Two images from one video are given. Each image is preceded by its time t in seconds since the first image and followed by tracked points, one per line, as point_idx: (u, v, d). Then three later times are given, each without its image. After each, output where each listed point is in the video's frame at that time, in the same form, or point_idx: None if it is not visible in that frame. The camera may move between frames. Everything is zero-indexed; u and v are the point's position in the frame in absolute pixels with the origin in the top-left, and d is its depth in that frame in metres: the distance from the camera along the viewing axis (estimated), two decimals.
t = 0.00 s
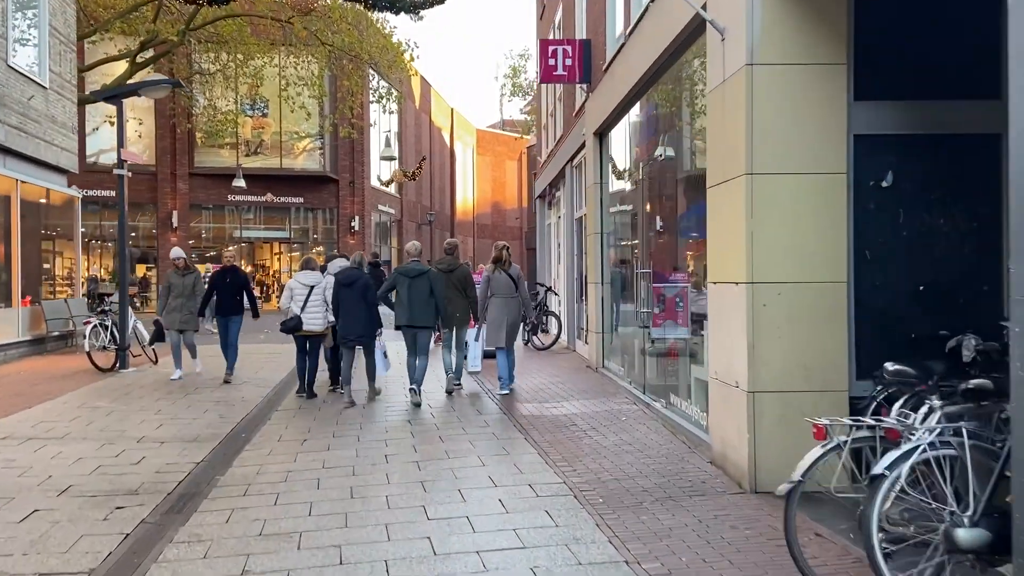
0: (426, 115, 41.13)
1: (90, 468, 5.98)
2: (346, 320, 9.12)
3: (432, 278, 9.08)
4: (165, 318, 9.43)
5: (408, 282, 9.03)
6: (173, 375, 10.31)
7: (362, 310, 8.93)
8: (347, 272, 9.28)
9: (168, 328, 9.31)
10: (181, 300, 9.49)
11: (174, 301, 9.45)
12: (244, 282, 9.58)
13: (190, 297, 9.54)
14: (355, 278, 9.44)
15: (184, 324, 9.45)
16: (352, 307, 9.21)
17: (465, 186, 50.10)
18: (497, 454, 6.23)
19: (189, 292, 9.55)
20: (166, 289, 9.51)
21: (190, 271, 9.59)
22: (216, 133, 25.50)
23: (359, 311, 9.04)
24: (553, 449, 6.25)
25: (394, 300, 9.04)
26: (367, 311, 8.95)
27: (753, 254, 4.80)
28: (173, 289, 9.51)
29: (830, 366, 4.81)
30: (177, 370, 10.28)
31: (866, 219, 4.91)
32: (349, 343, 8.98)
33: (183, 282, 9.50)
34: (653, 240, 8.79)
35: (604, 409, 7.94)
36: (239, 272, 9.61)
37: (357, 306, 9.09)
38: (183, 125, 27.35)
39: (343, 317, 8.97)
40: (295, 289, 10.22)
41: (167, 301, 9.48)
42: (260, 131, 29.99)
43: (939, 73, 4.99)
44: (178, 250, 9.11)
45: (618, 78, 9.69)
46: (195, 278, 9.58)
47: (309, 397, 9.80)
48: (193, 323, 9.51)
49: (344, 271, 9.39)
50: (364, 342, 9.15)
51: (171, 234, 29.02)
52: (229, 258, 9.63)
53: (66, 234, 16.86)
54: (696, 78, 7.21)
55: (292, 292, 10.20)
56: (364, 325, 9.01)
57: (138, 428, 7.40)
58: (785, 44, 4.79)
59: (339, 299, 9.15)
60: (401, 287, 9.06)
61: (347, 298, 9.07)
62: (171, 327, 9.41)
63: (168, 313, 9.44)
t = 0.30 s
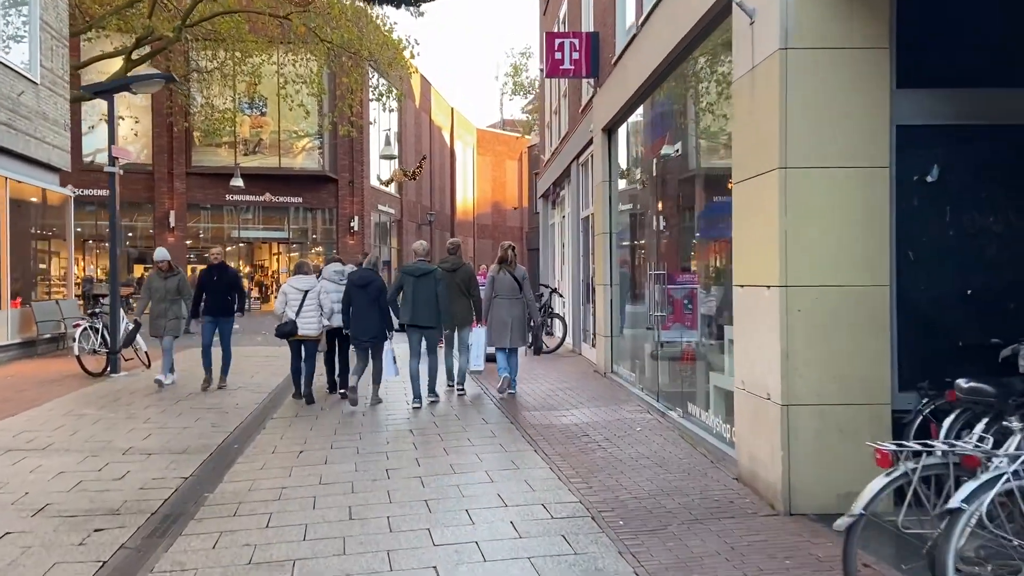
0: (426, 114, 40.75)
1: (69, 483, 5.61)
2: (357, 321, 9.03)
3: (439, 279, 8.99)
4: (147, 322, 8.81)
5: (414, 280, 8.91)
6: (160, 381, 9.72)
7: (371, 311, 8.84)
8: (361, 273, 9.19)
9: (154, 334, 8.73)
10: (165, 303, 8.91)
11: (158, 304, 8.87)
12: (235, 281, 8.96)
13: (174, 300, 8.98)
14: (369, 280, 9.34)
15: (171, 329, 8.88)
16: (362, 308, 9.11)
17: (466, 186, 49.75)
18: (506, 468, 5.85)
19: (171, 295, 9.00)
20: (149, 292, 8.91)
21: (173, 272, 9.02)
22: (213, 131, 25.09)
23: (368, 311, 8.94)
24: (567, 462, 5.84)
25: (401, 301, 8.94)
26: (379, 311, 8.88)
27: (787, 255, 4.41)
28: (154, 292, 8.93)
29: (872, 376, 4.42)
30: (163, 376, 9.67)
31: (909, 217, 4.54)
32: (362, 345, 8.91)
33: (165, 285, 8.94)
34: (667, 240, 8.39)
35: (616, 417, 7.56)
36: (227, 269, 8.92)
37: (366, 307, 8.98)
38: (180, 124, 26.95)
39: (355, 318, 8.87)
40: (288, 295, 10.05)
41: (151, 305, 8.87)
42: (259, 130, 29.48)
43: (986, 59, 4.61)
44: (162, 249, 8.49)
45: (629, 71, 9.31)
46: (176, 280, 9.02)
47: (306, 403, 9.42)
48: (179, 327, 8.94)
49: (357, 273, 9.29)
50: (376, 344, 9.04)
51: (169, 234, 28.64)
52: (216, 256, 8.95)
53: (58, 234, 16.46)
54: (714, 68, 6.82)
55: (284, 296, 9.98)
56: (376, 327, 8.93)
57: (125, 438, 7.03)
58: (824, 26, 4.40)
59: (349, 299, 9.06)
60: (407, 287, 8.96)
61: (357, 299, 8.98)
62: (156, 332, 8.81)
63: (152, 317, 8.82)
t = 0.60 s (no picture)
0: (427, 113, 40.34)
1: (45, 496, 5.20)
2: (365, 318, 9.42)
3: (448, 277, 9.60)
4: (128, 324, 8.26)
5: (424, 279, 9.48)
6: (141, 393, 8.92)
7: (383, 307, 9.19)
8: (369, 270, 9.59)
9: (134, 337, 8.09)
10: (146, 304, 8.25)
11: (139, 305, 8.22)
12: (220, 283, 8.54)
13: (157, 301, 8.30)
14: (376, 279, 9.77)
15: (153, 332, 8.22)
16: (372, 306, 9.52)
17: (467, 186, 49.35)
18: (517, 478, 5.42)
19: (154, 294, 8.28)
20: (130, 291, 8.25)
21: (157, 269, 8.37)
22: (212, 129, 24.69)
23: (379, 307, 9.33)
24: (581, 473, 5.43)
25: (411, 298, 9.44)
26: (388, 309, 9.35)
27: (828, 248, 4.01)
28: (136, 292, 8.24)
29: (920, 382, 4.02)
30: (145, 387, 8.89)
31: (962, 207, 4.14)
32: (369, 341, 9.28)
33: (147, 284, 8.24)
34: (682, 236, 7.98)
35: (630, 423, 7.14)
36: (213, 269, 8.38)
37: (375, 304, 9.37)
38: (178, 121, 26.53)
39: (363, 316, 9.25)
40: (283, 290, 10.05)
41: (132, 306, 8.26)
42: (258, 127, 29.01)
43: None
44: (144, 246, 8.02)
45: (640, 60, 8.89)
46: (159, 277, 8.31)
47: (304, 407, 9.01)
48: (161, 331, 8.29)
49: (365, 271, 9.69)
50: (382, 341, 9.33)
51: (167, 233, 28.25)
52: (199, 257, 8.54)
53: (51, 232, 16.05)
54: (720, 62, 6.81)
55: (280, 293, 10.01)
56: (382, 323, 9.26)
57: (110, 445, 6.63)
58: None
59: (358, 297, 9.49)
60: (419, 283, 9.52)
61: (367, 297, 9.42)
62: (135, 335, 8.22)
63: (132, 320, 8.28)
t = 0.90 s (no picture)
0: (430, 113, 39.92)
1: (25, 519, 4.80)
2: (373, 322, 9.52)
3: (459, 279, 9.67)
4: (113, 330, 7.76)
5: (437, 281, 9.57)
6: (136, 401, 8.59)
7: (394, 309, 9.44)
8: (374, 273, 9.60)
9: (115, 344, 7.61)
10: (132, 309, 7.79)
11: (124, 310, 7.77)
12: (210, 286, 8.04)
13: (143, 306, 7.83)
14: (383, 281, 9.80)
15: (137, 339, 7.73)
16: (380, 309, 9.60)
17: (470, 187, 48.94)
18: (535, 497, 5.04)
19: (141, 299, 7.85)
20: (116, 296, 7.83)
21: (145, 273, 7.93)
22: (213, 128, 24.32)
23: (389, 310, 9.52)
24: (604, 492, 5.04)
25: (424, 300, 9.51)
26: (395, 311, 9.52)
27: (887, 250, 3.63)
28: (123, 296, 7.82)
29: (989, 399, 3.63)
30: (139, 396, 8.57)
31: None
32: (378, 344, 9.41)
33: (135, 287, 7.82)
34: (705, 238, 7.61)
35: (651, 435, 6.74)
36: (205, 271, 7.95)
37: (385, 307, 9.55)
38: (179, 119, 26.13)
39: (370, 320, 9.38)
40: (286, 295, 9.75)
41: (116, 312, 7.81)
42: (260, 127, 28.70)
43: None
44: (128, 246, 7.63)
45: (658, 52, 8.50)
46: (148, 282, 7.89)
47: (306, 416, 8.61)
48: (147, 339, 7.80)
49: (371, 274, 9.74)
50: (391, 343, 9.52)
51: (167, 234, 27.88)
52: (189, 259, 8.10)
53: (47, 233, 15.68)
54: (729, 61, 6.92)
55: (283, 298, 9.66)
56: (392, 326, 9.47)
57: (101, 459, 6.24)
58: None
59: (366, 301, 9.60)
60: (431, 286, 9.53)
61: (374, 300, 9.55)
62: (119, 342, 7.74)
63: (117, 327, 7.82)
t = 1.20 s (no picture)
0: (433, 111, 39.54)
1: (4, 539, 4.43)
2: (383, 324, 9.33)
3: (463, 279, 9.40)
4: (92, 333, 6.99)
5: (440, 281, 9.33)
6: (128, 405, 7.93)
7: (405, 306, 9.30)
8: (384, 274, 9.32)
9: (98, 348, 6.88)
10: (114, 310, 7.05)
11: (104, 311, 7.02)
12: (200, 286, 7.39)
13: (126, 307, 7.13)
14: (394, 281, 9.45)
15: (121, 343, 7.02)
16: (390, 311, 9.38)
17: (473, 186, 48.56)
18: (558, 514, 4.66)
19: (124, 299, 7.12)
20: (94, 296, 7.07)
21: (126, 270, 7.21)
22: (214, 126, 23.91)
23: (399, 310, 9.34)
24: (632, 511, 4.65)
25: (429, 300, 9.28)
26: (404, 313, 9.29)
27: (959, 248, 3.26)
28: (103, 295, 7.05)
29: None
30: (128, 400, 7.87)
31: None
32: (388, 347, 9.21)
33: (117, 285, 7.07)
34: (732, 236, 7.20)
35: (675, 443, 6.36)
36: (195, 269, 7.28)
37: (393, 309, 9.33)
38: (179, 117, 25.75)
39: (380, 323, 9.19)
40: (292, 293, 9.55)
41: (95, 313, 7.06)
42: (261, 126, 28.32)
43: None
44: (110, 240, 6.96)
45: (677, 42, 8.13)
46: (130, 280, 7.15)
47: (310, 421, 8.24)
48: (131, 342, 7.08)
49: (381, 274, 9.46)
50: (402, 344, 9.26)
51: (168, 233, 27.52)
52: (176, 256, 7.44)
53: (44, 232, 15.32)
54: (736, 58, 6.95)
55: (290, 295, 9.52)
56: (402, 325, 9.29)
57: (90, 470, 5.87)
58: None
59: (376, 302, 9.38)
60: (433, 286, 9.36)
61: (383, 302, 9.31)
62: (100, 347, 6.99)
63: (95, 330, 7.06)
